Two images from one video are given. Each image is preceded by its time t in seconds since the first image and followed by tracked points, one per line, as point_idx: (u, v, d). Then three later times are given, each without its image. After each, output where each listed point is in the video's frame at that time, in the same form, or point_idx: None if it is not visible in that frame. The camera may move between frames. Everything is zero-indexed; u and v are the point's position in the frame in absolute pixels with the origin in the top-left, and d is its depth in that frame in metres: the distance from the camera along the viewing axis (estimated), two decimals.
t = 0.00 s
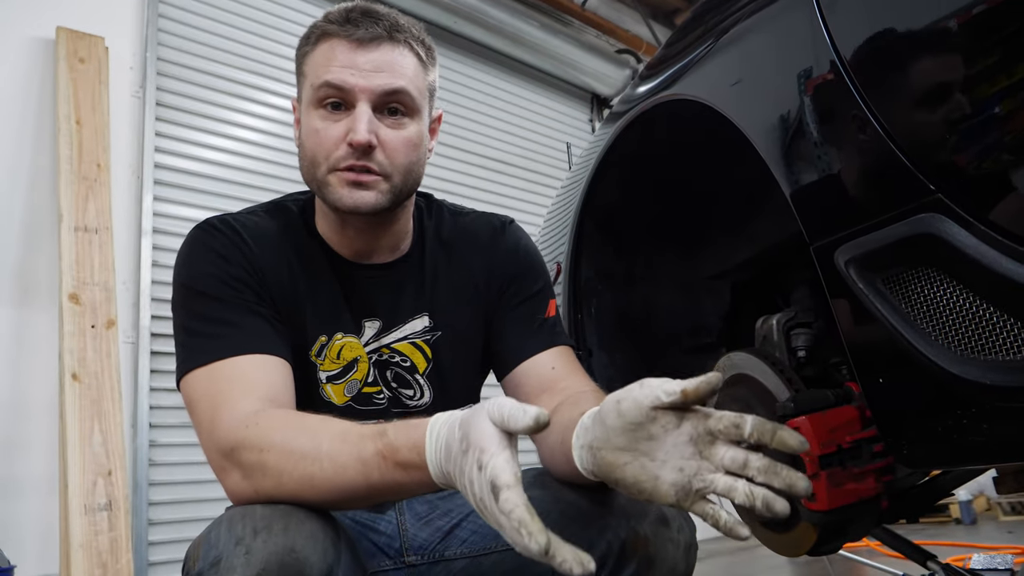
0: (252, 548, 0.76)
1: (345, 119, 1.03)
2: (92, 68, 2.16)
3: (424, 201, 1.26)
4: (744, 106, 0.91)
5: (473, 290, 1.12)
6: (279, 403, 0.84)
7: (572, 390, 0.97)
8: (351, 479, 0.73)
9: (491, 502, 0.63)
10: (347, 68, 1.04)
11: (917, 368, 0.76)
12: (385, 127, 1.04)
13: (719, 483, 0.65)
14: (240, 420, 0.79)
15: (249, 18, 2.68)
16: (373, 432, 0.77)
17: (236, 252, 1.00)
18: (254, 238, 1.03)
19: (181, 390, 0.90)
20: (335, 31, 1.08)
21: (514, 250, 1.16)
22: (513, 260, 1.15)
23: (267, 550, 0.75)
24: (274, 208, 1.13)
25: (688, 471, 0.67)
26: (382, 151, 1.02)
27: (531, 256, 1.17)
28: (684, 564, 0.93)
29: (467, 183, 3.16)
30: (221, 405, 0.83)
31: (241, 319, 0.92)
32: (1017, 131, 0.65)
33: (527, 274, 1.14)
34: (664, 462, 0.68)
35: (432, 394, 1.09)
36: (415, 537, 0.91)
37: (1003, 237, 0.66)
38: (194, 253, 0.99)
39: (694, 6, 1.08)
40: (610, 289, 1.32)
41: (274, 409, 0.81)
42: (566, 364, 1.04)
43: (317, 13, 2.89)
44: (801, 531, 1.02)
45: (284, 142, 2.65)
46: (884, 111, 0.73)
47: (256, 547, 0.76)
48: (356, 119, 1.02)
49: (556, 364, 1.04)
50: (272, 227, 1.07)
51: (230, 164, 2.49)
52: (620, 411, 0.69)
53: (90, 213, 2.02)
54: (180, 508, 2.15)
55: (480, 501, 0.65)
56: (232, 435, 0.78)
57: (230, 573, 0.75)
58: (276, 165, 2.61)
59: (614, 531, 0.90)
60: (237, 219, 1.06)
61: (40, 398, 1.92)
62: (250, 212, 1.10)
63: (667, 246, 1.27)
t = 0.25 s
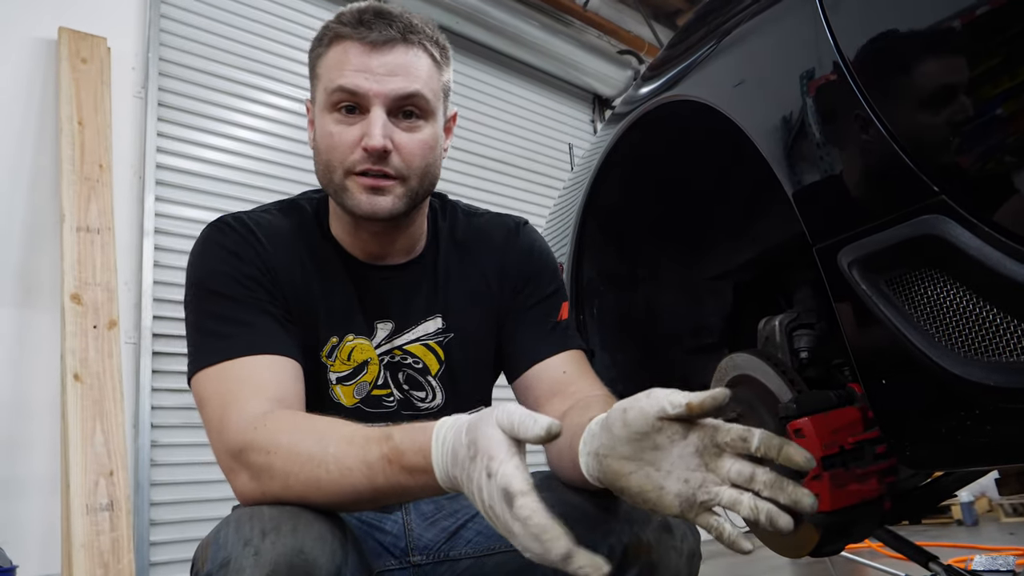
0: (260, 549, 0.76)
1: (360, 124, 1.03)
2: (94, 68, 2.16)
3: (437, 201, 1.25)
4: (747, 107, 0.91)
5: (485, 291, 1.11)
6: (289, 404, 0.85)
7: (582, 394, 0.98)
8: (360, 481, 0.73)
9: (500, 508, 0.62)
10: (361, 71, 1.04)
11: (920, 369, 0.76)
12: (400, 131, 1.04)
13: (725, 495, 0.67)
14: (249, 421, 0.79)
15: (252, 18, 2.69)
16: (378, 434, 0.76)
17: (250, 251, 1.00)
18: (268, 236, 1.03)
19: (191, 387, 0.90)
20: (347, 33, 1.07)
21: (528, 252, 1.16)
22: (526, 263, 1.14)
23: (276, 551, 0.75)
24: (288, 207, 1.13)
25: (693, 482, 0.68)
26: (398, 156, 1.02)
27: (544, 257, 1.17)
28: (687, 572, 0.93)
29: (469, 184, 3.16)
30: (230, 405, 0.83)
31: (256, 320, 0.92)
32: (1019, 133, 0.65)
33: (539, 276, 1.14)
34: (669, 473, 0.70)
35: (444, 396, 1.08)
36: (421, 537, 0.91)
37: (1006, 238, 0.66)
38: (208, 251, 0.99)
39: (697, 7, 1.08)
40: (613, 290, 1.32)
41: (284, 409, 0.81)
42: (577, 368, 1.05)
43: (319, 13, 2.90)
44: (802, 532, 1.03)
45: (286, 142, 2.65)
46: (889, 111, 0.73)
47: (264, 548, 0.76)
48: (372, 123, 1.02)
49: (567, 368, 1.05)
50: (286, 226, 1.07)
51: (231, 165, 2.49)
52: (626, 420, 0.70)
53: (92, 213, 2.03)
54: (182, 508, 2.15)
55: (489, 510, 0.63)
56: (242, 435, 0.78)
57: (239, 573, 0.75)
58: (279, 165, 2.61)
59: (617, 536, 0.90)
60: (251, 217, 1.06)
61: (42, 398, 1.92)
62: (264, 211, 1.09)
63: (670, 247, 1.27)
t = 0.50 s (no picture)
0: (260, 549, 0.75)
1: (371, 91, 1.02)
2: (95, 67, 2.16)
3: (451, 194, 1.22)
4: (748, 107, 0.91)
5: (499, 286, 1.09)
6: (292, 401, 0.84)
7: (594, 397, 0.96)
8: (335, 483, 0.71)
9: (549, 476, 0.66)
10: (369, 43, 1.05)
11: (920, 368, 0.76)
12: (411, 95, 1.03)
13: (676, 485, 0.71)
14: (247, 420, 0.78)
15: (252, 17, 2.69)
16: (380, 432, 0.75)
17: (260, 246, 0.98)
18: (277, 227, 1.01)
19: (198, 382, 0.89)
20: (353, 10, 1.08)
21: (544, 250, 1.13)
22: (541, 260, 1.12)
23: (275, 552, 0.75)
24: (302, 197, 1.11)
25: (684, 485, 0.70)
26: (411, 116, 1.01)
27: (560, 255, 1.14)
28: None
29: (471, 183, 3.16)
30: (231, 402, 0.82)
31: (263, 315, 0.91)
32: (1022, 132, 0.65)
33: (553, 275, 1.11)
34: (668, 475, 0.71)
35: (457, 384, 1.06)
36: (422, 536, 0.91)
37: (1008, 237, 0.67)
38: (217, 245, 0.97)
39: (698, 7, 1.08)
40: (614, 289, 1.33)
41: (279, 409, 0.79)
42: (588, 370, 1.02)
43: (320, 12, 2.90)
44: (803, 532, 1.04)
45: (287, 141, 2.65)
46: (889, 109, 0.73)
47: (264, 549, 0.75)
48: (383, 87, 1.01)
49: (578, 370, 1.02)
50: (298, 217, 1.04)
51: (233, 164, 2.49)
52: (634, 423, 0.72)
53: (93, 212, 2.03)
54: (183, 507, 2.15)
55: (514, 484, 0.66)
56: (237, 434, 0.77)
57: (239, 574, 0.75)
58: (280, 164, 2.61)
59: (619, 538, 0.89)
60: (262, 208, 1.04)
61: (42, 397, 1.92)
62: (276, 201, 1.08)
63: (670, 246, 1.28)
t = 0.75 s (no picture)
0: (256, 546, 0.75)
1: (370, 106, 0.99)
2: (95, 66, 2.16)
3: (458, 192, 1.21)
4: (748, 106, 0.91)
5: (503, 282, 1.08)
6: (293, 395, 0.84)
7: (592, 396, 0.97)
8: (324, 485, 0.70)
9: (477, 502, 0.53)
10: (366, 55, 1.00)
11: (920, 368, 0.76)
12: (409, 108, 1.00)
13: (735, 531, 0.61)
14: (245, 416, 0.79)
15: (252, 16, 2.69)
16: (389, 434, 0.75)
17: (263, 241, 0.98)
18: (282, 225, 1.01)
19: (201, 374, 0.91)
20: (350, 18, 1.03)
21: (549, 249, 1.13)
22: (545, 259, 1.12)
23: (272, 549, 0.75)
24: (309, 195, 1.10)
25: (712, 505, 0.62)
26: (410, 132, 0.98)
27: (565, 252, 1.14)
28: None
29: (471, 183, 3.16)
30: (231, 398, 0.83)
31: (263, 310, 0.91)
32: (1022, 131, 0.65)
33: (559, 271, 1.12)
34: (693, 489, 0.63)
35: (460, 379, 1.05)
36: (422, 535, 0.91)
37: (1009, 237, 0.67)
38: (224, 242, 0.98)
39: (699, 6, 1.08)
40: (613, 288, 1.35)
41: (278, 407, 0.79)
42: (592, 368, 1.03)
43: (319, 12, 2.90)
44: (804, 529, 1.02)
45: (287, 140, 2.65)
46: (888, 108, 0.73)
47: (260, 546, 0.75)
48: (380, 102, 0.98)
49: (581, 367, 1.03)
50: (305, 215, 1.05)
51: (233, 163, 2.49)
52: (675, 426, 0.66)
53: (93, 211, 2.03)
54: (182, 506, 2.15)
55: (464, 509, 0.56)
56: (234, 431, 0.78)
57: (235, 572, 0.75)
58: (279, 163, 2.61)
59: (620, 541, 0.91)
60: (268, 204, 1.05)
61: (42, 396, 1.92)
62: (286, 198, 1.08)
63: (672, 246, 1.28)
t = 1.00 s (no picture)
0: (259, 544, 0.75)
1: (402, 111, 0.98)
2: (95, 64, 2.16)
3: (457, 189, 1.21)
4: (748, 105, 0.91)
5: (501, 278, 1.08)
6: (293, 396, 0.84)
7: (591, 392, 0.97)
8: (339, 480, 0.70)
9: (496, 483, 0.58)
10: (399, 58, 0.99)
11: (921, 367, 0.76)
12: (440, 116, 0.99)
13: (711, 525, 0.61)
14: (244, 417, 0.78)
15: (251, 15, 2.69)
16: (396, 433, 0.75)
17: (260, 238, 0.98)
18: (279, 223, 1.01)
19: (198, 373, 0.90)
20: (382, 20, 1.02)
21: (549, 247, 1.13)
22: (545, 257, 1.12)
23: (275, 546, 0.75)
24: (306, 191, 1.11)
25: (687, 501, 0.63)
26: (442, 142, 0.98)
27: (564, 248, 1.15)
28: None
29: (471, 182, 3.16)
30: (227, 399, 0.82)
31: (258, 308, 0.91)
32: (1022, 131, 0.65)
33: (559, 268, 1.12)
34: (665, 488, 0.64)
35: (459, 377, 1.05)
36: (423, 533, 0.92)
37: (1011, 237, 0.66)
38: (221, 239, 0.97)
39: (699, 5, 1.08)
40: (614, 287, 1.34)
41: (280, 406, 0.79)
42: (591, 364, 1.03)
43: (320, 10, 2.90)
44: (803, 529, 1.03)
45: (286, 138, 2.65)
46: (888, 107, 0.73)
47: (264, 544, 0.75)
48: (416, 108, 0.97)
49: (580, 363, 1.02)
50: (303, 213, 1.05)
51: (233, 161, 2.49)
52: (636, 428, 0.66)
53: (92, 209, 2.02)
54: (181, 504, 2.15)
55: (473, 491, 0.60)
56: (235, 432, 0.77)
57: (238, 570, 0.74)
58: (279, 162, 2.61)
59: (619, 540, 0.90)
60: (266, 202, 1.04)
61: (41, 394, 1.92)
62: (281, 196, 1.07)
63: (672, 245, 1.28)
